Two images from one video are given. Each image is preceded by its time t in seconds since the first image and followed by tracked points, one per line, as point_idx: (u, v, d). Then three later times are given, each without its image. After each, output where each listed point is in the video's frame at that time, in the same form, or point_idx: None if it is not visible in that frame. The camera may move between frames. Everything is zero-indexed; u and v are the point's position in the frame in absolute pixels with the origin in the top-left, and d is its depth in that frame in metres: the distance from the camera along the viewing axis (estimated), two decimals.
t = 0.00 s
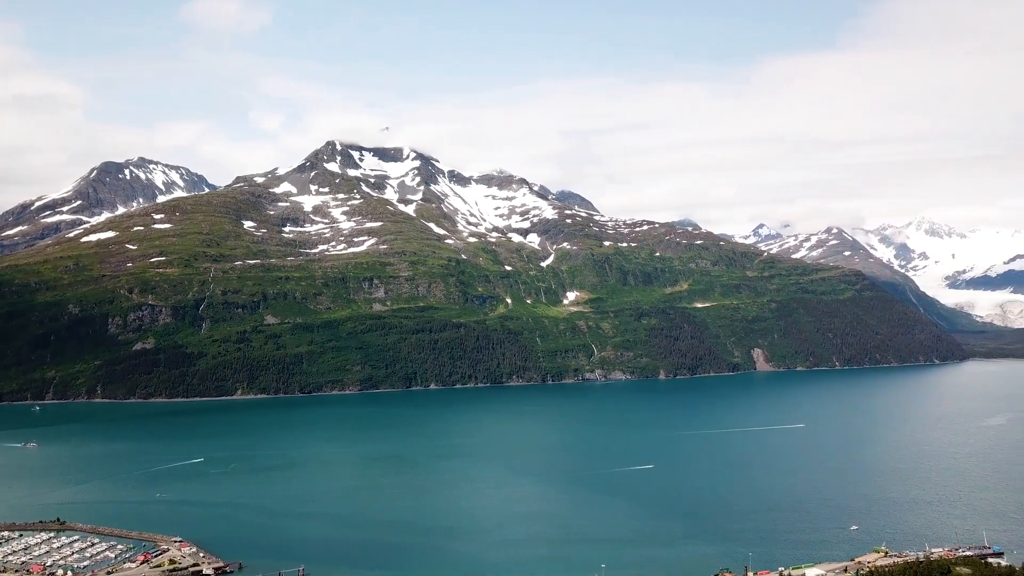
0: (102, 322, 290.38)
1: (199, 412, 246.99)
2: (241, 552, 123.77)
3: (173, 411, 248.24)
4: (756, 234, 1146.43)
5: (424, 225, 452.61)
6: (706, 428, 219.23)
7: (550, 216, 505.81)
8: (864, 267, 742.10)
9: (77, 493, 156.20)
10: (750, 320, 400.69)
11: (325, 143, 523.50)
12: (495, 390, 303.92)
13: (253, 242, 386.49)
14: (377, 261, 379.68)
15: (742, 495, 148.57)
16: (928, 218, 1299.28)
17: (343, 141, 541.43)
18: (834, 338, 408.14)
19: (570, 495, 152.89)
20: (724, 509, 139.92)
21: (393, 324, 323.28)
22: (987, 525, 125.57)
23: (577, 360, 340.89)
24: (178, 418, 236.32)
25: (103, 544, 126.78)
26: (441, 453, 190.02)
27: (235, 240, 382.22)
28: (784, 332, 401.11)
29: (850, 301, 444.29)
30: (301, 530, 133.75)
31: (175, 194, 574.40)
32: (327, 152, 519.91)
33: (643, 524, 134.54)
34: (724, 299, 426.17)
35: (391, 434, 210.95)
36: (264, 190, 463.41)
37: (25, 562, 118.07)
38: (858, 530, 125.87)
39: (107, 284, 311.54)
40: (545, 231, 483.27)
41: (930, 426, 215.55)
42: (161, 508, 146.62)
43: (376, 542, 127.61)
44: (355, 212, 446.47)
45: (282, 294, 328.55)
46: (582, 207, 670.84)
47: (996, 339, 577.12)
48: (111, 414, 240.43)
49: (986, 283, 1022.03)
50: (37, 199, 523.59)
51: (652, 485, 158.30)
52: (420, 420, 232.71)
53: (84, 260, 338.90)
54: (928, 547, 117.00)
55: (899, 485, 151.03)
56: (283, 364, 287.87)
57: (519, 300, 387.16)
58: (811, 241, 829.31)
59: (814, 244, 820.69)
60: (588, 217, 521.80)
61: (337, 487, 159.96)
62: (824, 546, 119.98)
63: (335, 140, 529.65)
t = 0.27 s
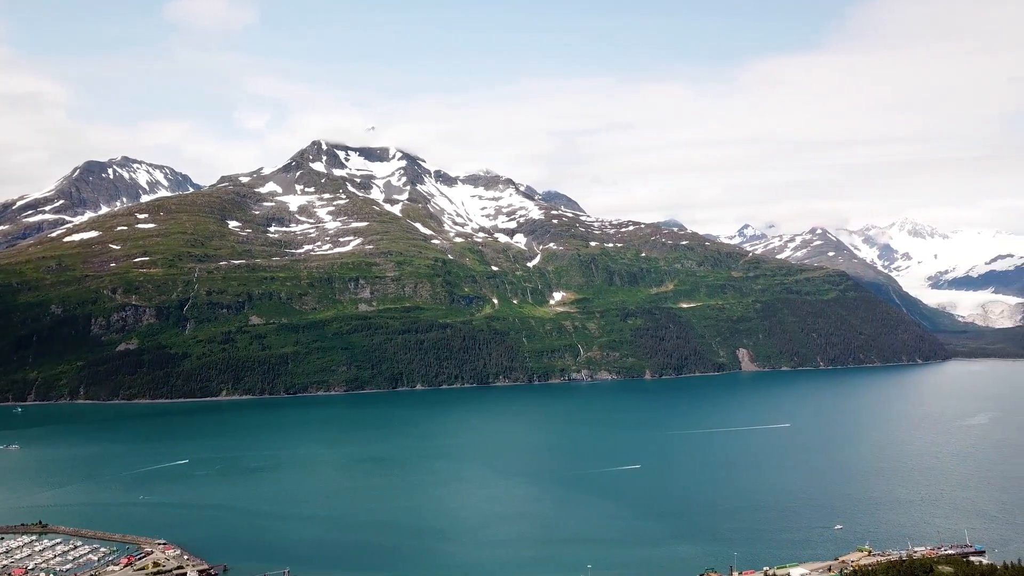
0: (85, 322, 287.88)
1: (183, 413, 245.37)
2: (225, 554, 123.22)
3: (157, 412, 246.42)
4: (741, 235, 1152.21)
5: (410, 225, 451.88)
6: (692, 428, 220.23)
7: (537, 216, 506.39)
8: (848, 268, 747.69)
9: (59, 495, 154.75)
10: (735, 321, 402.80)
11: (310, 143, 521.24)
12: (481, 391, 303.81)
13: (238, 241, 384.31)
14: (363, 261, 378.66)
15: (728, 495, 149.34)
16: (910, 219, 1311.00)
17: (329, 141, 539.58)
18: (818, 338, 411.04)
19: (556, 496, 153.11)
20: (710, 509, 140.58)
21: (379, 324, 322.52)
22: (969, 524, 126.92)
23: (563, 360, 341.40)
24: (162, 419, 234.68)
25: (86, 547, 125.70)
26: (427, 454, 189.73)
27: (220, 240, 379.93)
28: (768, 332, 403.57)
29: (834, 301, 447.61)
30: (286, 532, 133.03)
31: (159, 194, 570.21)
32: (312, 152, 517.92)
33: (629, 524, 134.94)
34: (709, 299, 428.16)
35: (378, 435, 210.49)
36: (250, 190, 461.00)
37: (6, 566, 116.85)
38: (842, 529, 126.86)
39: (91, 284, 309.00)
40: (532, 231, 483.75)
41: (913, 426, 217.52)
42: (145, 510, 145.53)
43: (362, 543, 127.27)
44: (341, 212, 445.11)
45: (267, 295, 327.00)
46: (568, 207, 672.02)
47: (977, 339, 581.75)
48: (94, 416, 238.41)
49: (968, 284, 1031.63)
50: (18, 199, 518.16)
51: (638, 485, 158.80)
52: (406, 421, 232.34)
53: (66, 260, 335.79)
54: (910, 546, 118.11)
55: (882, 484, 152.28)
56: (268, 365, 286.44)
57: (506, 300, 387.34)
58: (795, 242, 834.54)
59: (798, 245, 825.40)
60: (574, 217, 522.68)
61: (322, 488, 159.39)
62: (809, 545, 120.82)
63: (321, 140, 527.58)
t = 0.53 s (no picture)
0: (68, 323, 285.39)
1: (168, 414, 243.72)
2: (211, 556, 122.48)
3: (141, 413, 244.53)
4: (726, 236, 1157.32)
5: (396, 225, 450.92)
6: (678, 428, 221.13)
7: (523, 216, 506.59)
8: (833, 268, 752.76)
9: (41, 497, 153.31)
10: (721, 321, 404.73)
11: (296, 142, 518.74)
12: (467, 391, 303.62)
13: (223, 241, 382.01)
14: (350, 261, 377.48)
15: (713, 494, 150.02)
16: (894, 220, 1321.59)
17: (314, 141, 537.43)
18: (803, 338, 413.66)
19: (542, 496, 153.26)
20: (695, 509, 141.14)
21: (366, 324, 321.61)
22: (952, 523, 128.13)
23: (550, 360, 341.74)
24: (146, 420, 233.07)
25: (69, 550, 124.59)
26: (413, 454, 189.36)
27: (205, 240, 377.57)
28: (754, 332, 405.76)
29: (818, 301, 450.64)
30: (272, 534, 132.45)
31: (143, 193, 566.16)
32: (298, 151, 515.64)
33: (615, 524, 135.21)
34: (695, 300, 429.89)
35: (364, 436, 210.04)
36: (235, 190, 458.51)
37: None
38: (827, 529, 127.77)
39: (73, 284, 306.35)
40: (518, 232, 483.76)
41: (897, 425, 219.27)
42: (128, 513, 144.41)
43: (348, 545, 126.86)
44: (327, 212, 443.54)
45: (252, 295, 325.43)
46: (554, 207, 672.84)
47: (959, 338, 586.57)
48: (77, 417, 236.39)
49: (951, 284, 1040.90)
50: None
51: (624, 486, 159.18)
52: (392, 421, 231.89)
53: (49, 260, 332.69)
54: (894, 545, 119.11)
55: (866, 483, 153.45)
56: (253, 365, 284.96)
57: (492, 301, 387.35)
58: (780, 242, 839.14)
59: (783, 245, 829.99)
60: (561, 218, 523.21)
61: (308, 489, 158.82)
62: (794, 545, 121.59)
63: (306, 139, 525.21)
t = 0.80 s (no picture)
0: (48, 324, 282.35)
1: (149, 415, 241.79)
2: (192, 559, 121.65)
3: (122, 414, 242.47)
4: (709, 237, 1162.90)
5: (380, 225, 449.80)
6: (662, 428, 222.13)
7: (507, 216, 506.82)
8: (814, 269, 758.72)
9: (20, 500, 151.63)
10: (704, 321, 406.92)
11: (279, 141, 515.94)
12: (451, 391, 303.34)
13: (205, 241, 379.40)
14: (333, 261, 376.13)
15: (696, 494, 150.81)
16: (874, 221, 1334.33)
17: (297, 140, 534.80)
18: (784, 338, 416.60)
19: (526, 497, 153.34)
20: (679, 509, 141.86)
21: (349, 325, 320.44)
22: (931, 521, 129.56)
23: (534, 360, 342.06)
24: (127, 422, 231.07)
25: (48, 553, 123.37)
26: (397, 455, 189.08)
27: (186, 240, 374.76)
28: (736, 332, 408.22)
29: (800, 302, 453.99)
30: (254, 536, 131.85)
31: (123, 192, 561.19)
32: (281, 151, 512.94)
33: (599, 525, 135.55)
34: (678, 300, 431.98)
35: (347, 437, 209.42)
36: (217, 189, 455.50)
37: None
38: (809, 528, 128.85)
39: (53, 285, 303.03)
40: (502, 232, 483.84)
41: (877, 425, 221.30)
42: (109, 515, 143.09)
43: (330, 547, 126.34)
44: (310, 211, 441.66)
45: (234, 295, 323.48)
46: (538, 208, 673.53)
47: (939, 338, 592.45)
48: (56, 419, 234.05)
49: (930, 284, 1051.92)
50: None
51: (608, 486, 159.65)
52: (376, 423, 231.34)
53: (27, 260, 328.99)
54: (874, 544, 120.31)
55: (847, 483, 154.73)
56: (236, 366, 283.15)
57: (476, 301, 387.34)
58: (762, 243, 844.57)
59: (766, 246, 835.63)
60: (545, 218, 523.81)
61: (291, 491, 158.12)
62: (776, 544, 122.41)
63: (289, 139, 522.27)
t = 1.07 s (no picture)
0: (30, 324, 279.60)
1: (133, 417, 240.07)
2: (178, 562, 120.87)
3: (105, 416, 240.61)
4: (695, 236, 1167.21)
5: (367, 225, 448.66)
6: (648, 428, 222.87)
7: (494, 217, 506.89)
8: (799, 269, 763.40)
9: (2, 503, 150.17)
10: (690, 321, 408.61)
11: (264, 141, 513.25)
12: (438, 392, 303.07)
13: (190, 241, 377.01)
14: (319, 261, 374.75)
15: (682, 494, 151.44)
16: (859, 221, 1344.55)
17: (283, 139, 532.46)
18: (770, 338, 419.04)
19: (513, 498, 153.40)
20: (665, 509, 142.39)
21: (335, 325, 319.38)
22: (914, 520, 130.78)
23: (521, 360, 342.38)
24: (110, 423, 229.40)
25: (30, 557, 122.23)
26: (383, 456, 188.70)
27: (171, 240, 372.17)
28: (722, 332, 410.26)
29: (785, 301, 456.80)
30: (240, 538, 131.16)
31: (107, 191, 556.97)
32: (267, 150, 510.59)
33: (585, 525, 135.86)
34: (664, 300, 433.53)
35: (333, 438, 208.74)
36: (202, 188, 452.75)
37: None
38: (794, 527, 129.73)
39: (35, 285, 300.11)
40: (489, 232, 483.78)
41: (861, 424, 223.06)
42: (93, 517, 142.01)
43: (316, 549, 125.90)
44: (296, 211, 439.97)
45: (219, 295, 321.72)
46: (525, 207, 674.07)
47: (922, 338, 597.44)
48: (39, 421, 231.91)
49: (913, 284, 1061.02)
50: None
51: (595, 486, 160.05)
52: (362, 423, 230.71)
53: (9, 259, 325.63)
54: (858, 543, 121.33)
55: (831, 482, 155.88)
56: (221, 367, 281.62)
57: (463, 301, 387.20)
58: (747, 243, 848.76)
59: (751, 246, 840.12)
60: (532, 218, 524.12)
61: (277, 492, 157.44)
62: (760, 544, 123.20)
63: (275, 138, 519.92)
